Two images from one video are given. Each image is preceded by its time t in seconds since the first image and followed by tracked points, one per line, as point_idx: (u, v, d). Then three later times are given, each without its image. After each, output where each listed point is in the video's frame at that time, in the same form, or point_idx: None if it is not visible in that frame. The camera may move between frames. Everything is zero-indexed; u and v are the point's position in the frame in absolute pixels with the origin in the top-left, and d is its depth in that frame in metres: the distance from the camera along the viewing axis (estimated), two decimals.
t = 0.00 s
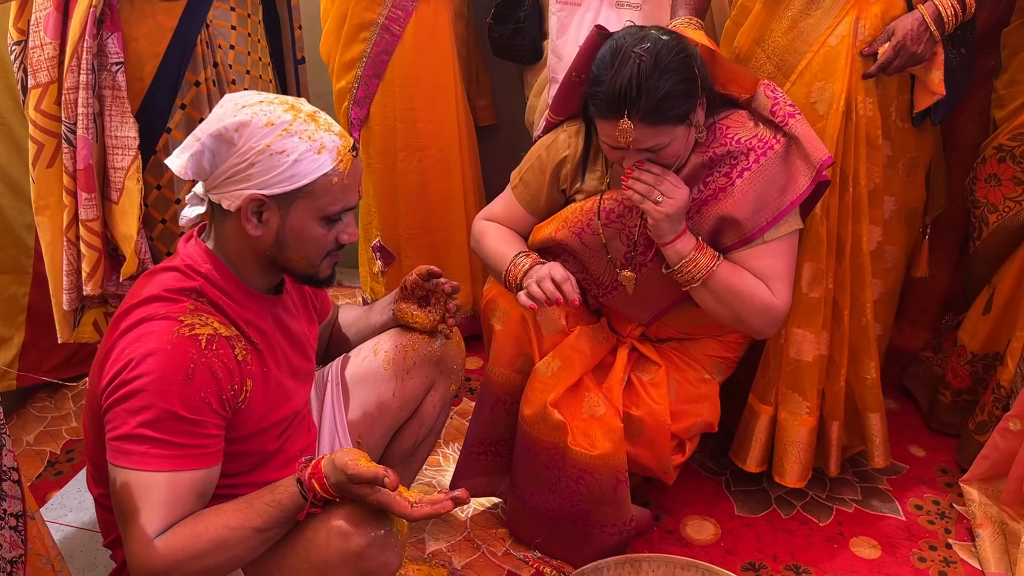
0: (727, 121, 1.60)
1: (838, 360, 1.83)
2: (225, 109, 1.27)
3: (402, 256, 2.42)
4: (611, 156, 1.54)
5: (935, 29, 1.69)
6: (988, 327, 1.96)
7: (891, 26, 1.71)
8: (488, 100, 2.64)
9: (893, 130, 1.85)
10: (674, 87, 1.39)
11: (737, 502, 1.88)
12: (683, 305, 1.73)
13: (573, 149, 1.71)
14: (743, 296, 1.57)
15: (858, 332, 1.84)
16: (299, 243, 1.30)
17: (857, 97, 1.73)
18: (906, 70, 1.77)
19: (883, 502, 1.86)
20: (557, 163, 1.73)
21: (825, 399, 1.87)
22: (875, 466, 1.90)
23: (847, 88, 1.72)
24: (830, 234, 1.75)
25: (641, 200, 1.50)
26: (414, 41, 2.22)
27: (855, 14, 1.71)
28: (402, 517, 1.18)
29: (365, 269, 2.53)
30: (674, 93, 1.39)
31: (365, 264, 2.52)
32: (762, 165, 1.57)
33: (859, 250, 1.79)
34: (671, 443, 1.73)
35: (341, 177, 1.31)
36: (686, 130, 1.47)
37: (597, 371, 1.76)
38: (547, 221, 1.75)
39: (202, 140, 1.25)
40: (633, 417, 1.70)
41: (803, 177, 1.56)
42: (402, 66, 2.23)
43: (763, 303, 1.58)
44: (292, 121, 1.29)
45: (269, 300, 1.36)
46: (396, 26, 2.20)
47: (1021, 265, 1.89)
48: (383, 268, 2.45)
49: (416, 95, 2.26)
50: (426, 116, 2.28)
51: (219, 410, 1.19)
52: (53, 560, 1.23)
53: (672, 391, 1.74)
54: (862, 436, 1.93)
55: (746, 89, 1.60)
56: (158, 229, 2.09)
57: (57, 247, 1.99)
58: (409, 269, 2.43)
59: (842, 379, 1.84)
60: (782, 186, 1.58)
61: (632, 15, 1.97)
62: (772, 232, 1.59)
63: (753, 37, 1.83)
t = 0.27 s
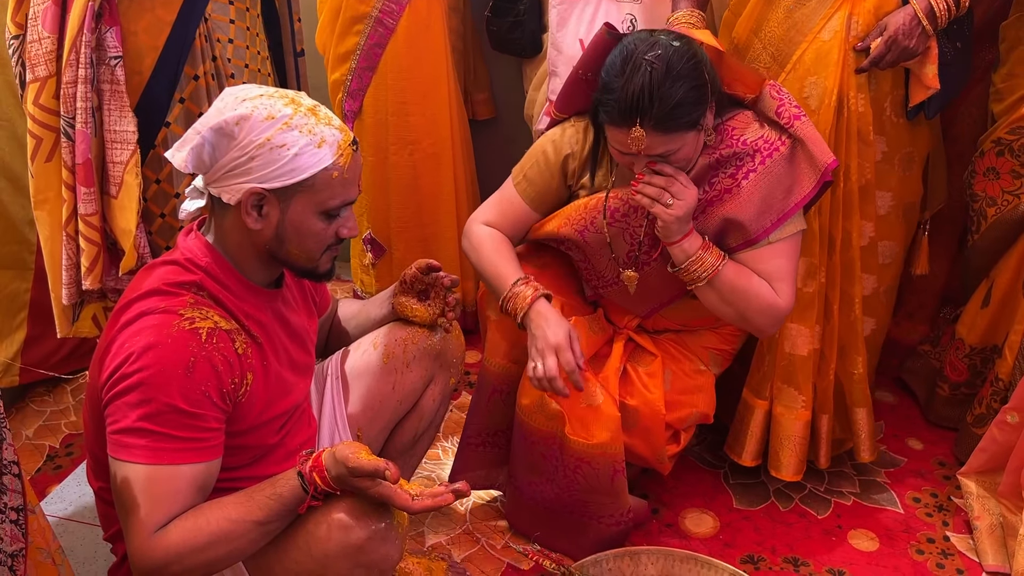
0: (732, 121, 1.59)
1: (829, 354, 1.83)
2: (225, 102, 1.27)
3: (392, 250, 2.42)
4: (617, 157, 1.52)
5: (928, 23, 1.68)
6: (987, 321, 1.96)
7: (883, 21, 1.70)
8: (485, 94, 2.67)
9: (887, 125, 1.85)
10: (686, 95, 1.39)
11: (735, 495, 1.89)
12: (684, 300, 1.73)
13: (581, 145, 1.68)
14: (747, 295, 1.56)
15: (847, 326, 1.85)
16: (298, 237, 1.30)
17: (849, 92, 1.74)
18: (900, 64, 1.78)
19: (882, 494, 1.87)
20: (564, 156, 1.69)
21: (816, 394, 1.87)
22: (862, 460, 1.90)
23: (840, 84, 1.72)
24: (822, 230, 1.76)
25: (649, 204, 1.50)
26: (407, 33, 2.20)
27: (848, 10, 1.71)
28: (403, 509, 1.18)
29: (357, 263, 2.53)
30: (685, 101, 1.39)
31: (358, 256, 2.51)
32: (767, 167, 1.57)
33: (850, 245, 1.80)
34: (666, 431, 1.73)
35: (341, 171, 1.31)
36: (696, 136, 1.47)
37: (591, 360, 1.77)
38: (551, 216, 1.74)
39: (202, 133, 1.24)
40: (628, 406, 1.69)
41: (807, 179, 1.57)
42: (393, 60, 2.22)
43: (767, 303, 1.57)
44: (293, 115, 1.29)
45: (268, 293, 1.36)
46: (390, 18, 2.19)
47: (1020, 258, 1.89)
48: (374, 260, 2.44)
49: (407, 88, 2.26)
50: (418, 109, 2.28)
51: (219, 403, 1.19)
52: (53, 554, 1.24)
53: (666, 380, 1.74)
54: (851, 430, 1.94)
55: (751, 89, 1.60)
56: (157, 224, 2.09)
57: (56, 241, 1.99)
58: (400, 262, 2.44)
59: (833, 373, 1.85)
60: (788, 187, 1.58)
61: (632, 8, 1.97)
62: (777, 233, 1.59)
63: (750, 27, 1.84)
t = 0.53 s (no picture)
0: (731, 128, 1.57)
1: (826, 345, 1.84)
2: (225, 92, 1.27)
3: (387, 240, 2.42)
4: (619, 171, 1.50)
5: (925, 14, 1.69)
6: (983, 312, 1.97)
7: (882, 10, 1.70)
8: (483, 85, 2.65)
9: (885, 114, 1.85)
10: (687, 111, 1.35)
11: (733, 485, 1.89)
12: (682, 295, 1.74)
13: (585, 158, 1.62)
14: (750, 300, 1.57)
15: (846, 316, 1.85)
16: (297, 228, 1.30)
17: (849, 82, 1.74)
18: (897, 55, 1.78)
19: (879, 485, 1.87)
20: (572, 172, 1.62)
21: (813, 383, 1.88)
22: (862, 449, 1.91)
23: (838, 74, 1.72)
24: (817, 219, 1.76)
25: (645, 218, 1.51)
26: (401, 24, 2.20)
27: None
28: (402, 499, 1.18)
29: (349, 253, 2.52)
30: (686, 117, 1.35)
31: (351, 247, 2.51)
32: (767, 173, 1.56)
33: (849, 234, 1.80)
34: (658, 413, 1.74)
35: (340, 163, 1.31)
36: (696, 148, 1.44)
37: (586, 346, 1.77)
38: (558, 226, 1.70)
39: (201, 124, 1.24)
40: (621, 385, 1.70)
41: (807, 183, 1.57)
42: (387, 52, 2.22)
43: (769, 306, 1.58)
44: (292, 106, 1.28)
45: (267, 285, 1.36)
46: (384, 8, 2.18)
47: (1016, 250, 1.89)
48: (368, 251, 2.44)
49: (403, 80, 2.25)
50: (412, 101, 2.28)
51: (218, 394, 1.19)
52: (53, 544, 1.24)
53: (660, 362, 1.76)
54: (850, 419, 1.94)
55: (750, 91, 1.58)
56: (155, 215, 2.09)
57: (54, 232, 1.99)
58: (395, 252, 2.44)
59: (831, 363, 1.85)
60: (787, 192, 1.59)
61: None
62: (778, 239, 1.59)
63: (750, 16, 1.84)
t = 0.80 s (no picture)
0: (728, 120, 1.56)
1: (830, 329, 1.84)
2: (222, 77, 1.26)
3: (385, 229, 2.42)
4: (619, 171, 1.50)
5: None
6: (981, 299, 1.97)
7: None
8: (481, 73, 2.65)
9: (886, 99, 1.85)
10: (684, 112, 1.34)
11: (730, 472, 1.90)
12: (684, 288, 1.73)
13: (583, 157, 1.61)
14: (755, 293, 1.58)
15: (849, 301, 1.86)
16: (294, 213, 1.30)
17: (850, 65, 1.72)
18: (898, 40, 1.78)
19: (876, 472, 1.88)
20: (569, 171, 1.61)
21: (817, 366, 1.88)
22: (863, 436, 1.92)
23: (841, 57, 1.70)
24: (819, 204, 1.76)
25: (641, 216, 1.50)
26: (397, 11, 2.19)
27: None
28: (400, 484, 1.18)
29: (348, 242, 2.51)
30: (683, 118, 1.34)
31: (349, 237, 2.50)
32: (766, 164, 1.56)
33: (851, 220, 1.80)
34: (666, 402, 1.75)
35: (337, 148, 1.30)
36: (693, 146, 1.43)
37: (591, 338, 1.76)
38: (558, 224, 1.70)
39: (199, 108, 1.24)
40: (629, 375, 1.71)
41: (807, 174, 1.57)
42: (385, 37, 2.21)
43: (774, 297, 1.59)
44: (290, 90, 1.28)
45: (264, 270, 1.35)
46: None
47: (1014, 238, 1.89)
48: (366, 240, 2.44)
49: (400, 67, 2.24)
50: (410, 89, 2.27)
51: (215, 378, 1.19)
52: (51, 529, 1.23)
53: (667, 351, 1.76)
54: (852, 404, 1.95)
55: (748, 81, 1.55)
56: (152, 202, 2.09)
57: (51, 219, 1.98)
58: (395, 241, 2.43)
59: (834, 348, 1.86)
60: (787, 182, 1.58)
61: None
62: (778, 231, 1.59)
63: (750, 4, 1.83)
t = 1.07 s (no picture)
0: (728, 107, 1.55)
1: (830, 317, 1.84)
2: (218, 61, 1.25)
3: (384, 218, 2.42)
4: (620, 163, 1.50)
5: None
6: (979, 288, 1.97)
7: None
8: (479, 61, 2.63)
9: (886, 85, 1.85)
10: (685, 100, 1.34)
11: (728, 460, 1.90)
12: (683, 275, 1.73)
13: (578, 142, 1.59)
14: (753, 282, 1.57)
15: (849, 289, 1.85)
16: (291, 199, 1.29)
17: (850, 51, 1.71)
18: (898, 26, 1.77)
19: (874, 460, 1.88)
20: (563, 156, 1.60)
21: (816, 354, 1.88)
22: (861, 423, 1.92)
23: (841, 42, 1.69)
24: (820, 190, 1.75)
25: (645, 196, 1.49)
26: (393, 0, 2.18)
27: None
28: (397, 469, 1.18)
29: (348, 231, 2.51)
30: (684, 107, 1.34)
31: (347, 226, 2.50)
32: (765, 152, 1.55)
33: (852, 206, 1.79)
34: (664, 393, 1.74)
35: (334, 134, 1.29)
36: (694, 135, 1.43)
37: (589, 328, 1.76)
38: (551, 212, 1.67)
39: (195, 92, 1.23)
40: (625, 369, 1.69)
41: (806, 162, 1.57)
42: (383, 25, 2.20)
43: (771, 285, 1.59)
44: (286, 75, 1.27)
45: (260, 257, 1.35)
46: None
47: (1012, 225, 1.89)
48: (365, 229, 2.45)
49: (398, 55, 2.23)
50: (408, 78, 2.26)
51: (212, 364, 1.19)
52: (48, 516, 1.23)
53: (665, 343, 1.74)
54: (850, 392, 1.95)
55: (747, 69, 1.54)
56: (150, 189, 2.08)
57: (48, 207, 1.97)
58: (395, 230, 2.43)
59: (834, 335, 1.86)
60: (787, 169, 1.58)
61: None
62: (777, 220, 1.59)
63: None
